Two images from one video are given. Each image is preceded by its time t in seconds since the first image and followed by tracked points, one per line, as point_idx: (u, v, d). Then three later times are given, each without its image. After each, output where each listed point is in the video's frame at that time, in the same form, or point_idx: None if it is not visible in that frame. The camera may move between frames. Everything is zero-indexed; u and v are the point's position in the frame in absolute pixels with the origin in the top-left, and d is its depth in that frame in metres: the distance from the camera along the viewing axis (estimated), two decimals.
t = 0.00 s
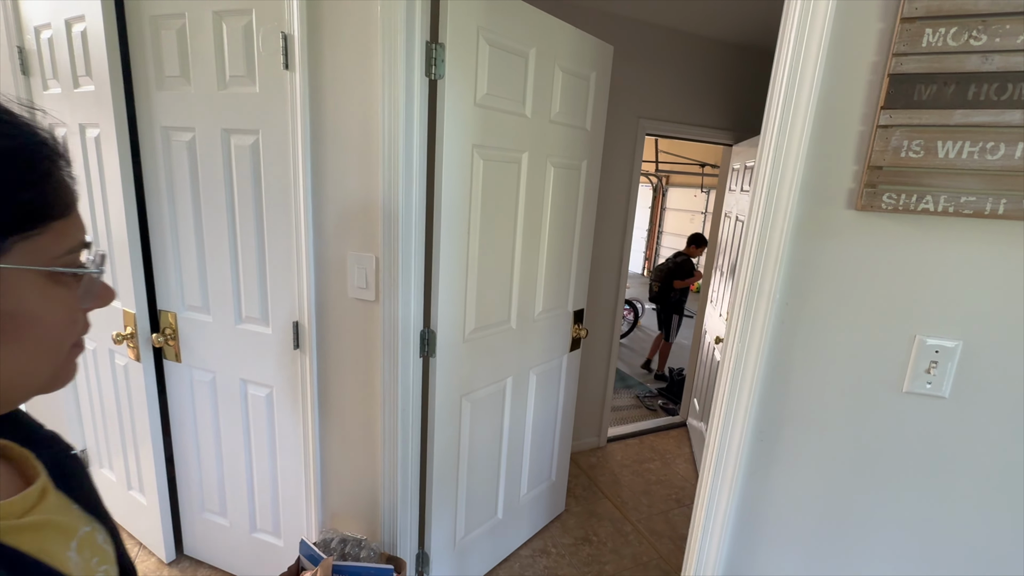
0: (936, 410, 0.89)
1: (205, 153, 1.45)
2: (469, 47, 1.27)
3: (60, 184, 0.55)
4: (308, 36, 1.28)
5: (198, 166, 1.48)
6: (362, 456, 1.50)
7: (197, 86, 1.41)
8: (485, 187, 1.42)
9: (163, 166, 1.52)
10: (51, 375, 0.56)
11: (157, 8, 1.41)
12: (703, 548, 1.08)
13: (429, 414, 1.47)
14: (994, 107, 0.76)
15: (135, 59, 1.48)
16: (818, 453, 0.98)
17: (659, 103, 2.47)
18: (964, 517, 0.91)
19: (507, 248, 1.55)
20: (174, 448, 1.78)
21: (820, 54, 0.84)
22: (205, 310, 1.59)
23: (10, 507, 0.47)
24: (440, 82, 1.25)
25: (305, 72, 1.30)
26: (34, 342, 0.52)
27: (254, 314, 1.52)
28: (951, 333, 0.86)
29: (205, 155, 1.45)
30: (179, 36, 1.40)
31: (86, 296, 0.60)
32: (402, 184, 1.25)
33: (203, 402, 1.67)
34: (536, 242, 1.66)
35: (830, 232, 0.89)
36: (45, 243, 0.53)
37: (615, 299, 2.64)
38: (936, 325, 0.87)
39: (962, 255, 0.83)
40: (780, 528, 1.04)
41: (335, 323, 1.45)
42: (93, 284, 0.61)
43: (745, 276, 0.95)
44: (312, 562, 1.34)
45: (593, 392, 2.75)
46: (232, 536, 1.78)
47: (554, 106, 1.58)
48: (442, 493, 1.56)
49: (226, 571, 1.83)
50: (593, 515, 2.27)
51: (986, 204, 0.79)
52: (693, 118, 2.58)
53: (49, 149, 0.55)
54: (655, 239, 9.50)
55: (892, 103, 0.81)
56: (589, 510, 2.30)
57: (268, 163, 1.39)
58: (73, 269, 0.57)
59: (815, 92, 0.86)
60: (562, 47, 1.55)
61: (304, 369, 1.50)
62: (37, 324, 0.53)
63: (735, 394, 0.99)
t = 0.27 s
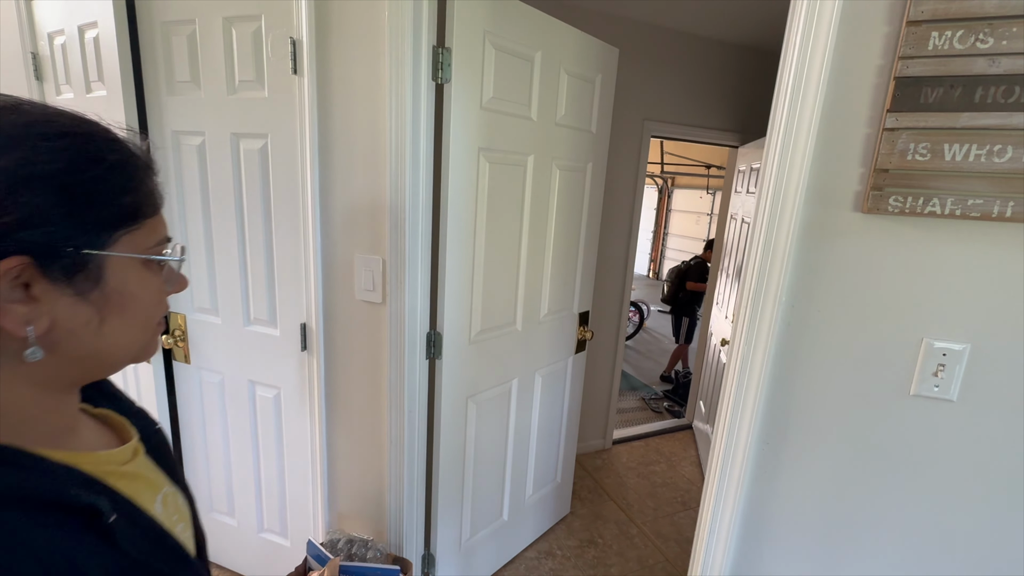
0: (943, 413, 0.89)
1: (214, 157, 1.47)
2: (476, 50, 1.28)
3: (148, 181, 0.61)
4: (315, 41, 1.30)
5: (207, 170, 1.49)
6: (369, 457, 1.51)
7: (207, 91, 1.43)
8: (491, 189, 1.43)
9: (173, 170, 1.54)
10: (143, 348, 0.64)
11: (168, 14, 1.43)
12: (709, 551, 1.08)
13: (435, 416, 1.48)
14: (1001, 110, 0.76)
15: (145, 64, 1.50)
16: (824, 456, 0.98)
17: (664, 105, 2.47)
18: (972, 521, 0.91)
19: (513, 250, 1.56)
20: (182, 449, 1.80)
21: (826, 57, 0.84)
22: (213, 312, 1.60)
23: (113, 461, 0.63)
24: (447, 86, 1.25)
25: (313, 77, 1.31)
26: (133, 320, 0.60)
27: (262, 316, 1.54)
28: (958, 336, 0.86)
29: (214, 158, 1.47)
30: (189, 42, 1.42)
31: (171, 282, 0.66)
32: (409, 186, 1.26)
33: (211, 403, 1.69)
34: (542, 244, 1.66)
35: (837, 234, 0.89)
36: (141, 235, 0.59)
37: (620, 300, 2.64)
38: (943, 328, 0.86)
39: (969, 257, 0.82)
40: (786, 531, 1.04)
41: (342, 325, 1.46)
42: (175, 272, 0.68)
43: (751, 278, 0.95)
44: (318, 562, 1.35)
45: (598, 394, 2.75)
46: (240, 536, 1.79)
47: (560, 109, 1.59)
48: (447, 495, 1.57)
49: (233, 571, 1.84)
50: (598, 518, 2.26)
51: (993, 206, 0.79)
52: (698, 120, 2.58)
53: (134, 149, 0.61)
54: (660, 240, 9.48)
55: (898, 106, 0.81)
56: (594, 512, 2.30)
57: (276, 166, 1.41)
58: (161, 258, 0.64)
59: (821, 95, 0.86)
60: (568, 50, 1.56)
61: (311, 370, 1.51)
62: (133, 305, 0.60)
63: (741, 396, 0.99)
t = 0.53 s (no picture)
0: (954, 414, 0.88)
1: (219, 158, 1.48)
2: (479, 50, 1.28)
3: (214, 168, 0.69)
4: (319, 42, 1.30)
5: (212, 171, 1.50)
6: (374, 457, 1.52)
7: (212, 93, 1.44)
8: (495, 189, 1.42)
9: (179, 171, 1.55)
10: (217, 308, 0.72)
11: (173, 16, 1.43)
12: (715, 552, 1.07)
13: (439, 416, 1.48)
14: (1013, 106, 0.75)
15: (151, 66, 1.51)
16: (832, 457, 0.97)
17: (669, 104, 2.45)
18: (985, 525, 0.90)
19: (517, 250, 1.55)
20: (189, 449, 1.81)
21: (833, 54, 0.83)
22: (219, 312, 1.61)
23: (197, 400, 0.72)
24: (450, 86, 1.25)
25: (317, 78, 1.32)
26: (211, 284, 0.69)
27: (268, 316, 1.54)
28: (969, 337, 0.84)
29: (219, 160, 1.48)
30: (194, 43, 1.42)
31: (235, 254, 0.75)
32: (412, 187, 1.25)
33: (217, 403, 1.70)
34: (546, 244, 1.66)
35: (844, 233, 0.88)
36: (214, 211, 0.68)
37: (625, 300, 2.63)
38: (953, 328, 0.85)
39: (981, 256, 0.81)
40: (794, 533, 1.02)
41: (346, 325, 1.46)
42: (238, 247, 0.76)
43: (757, 278, 0.94)
44: (324, 562, 1.35)
45: (603, 394, 2.74)
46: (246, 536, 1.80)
47: (564, 108, 1.58)
48: (452, 495, 1.57)
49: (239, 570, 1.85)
50: (603, 518, 2.26)
51: (1004, 205, 0.77)
52: (704, 118, 2.56)
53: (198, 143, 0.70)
54: (666, 240, 9.44)
55: (907, 103, 0.80)
56: (599, 513, 2.29)
57: (281, 167, 1.41)
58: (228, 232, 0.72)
59: (828, 92, 0.85)
60: (572, 49, 1.55)
61: (316, 370, 1.52)
62: (211, 272, 0.69)
63: (748, 397, 0.98)
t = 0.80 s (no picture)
0: (967, 415, 0.86)
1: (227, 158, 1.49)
2: (485, 48, 1.27)
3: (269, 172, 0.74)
4: (325, 42, 1.30)
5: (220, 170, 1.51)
6: (380, 455, 1.52)
7: (219, 93, 1.45)
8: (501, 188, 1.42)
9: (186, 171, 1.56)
10: (273, 292, 0.79)
11: (180, 17, 1.44)
12: (722, 553, 1.06)
13: (445, 416, 1.48)
14: None
15: (159, 67, 1.52)
16: (841, 459, 0.95)
17: (676, 101, 2.43)
18: (999, 529, 0.88)
19: (523, 249, 1.55)
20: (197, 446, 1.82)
21: (843, 49, 0.82)
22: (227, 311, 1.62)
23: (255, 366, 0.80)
24: (456, 84, 1.25)
25: (323, 77, 1.32)
26: (269, 270, 0.75)
27: (275, 315, 1.55)
28: (982, 336, 0.83)
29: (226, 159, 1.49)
30: (201, 44, 1.43)
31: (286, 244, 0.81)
32: (418, 185, 1.25)
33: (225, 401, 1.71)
34: (552, 243, 1.65)
35: (853, 231, 0.87)
36: (271, 205, 0.74)
37: (632, 299, 2.62)
38: (965, 328, 0.84)
39: (994, 254, 0.79)
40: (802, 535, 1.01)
41: (353, 323, 1.46)
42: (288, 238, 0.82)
43: (764, 276, 0.93)
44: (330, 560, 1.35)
45: (610, 393, 2.73)
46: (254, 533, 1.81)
47: (570, 106, 1.57)
48: (458, 494, 1.57)
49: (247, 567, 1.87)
50: (610, 518, 2.25)
51: (1018, 202, 0.76)
52: (712, 116, 2.54)
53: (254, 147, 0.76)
54: (673, 238, 9.39)
55: (918, 99, 0.79)
56: (606, 513, 2.29)
57: (287, 167, 1.42)
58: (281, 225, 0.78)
59: (838, 88, 0.83)
60: (578, 46, 1.54)
61: (322, 368, 1.53)
62: (269, 260, 0.75)
63: (756, 397, 0.97)
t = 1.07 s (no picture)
0: (977, 418, 0.85)
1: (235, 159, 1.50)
2: (491, 48, 1.27)
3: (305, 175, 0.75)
4: (332, 43, 1.31)
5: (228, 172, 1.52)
6: (387, 454, 1.53)
7: (227, 95, 1.46)
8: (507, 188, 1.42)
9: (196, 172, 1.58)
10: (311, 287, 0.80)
11: (189, 20, 1.45)
12: (729, 554, 1.05)
13: (451, 416, 1.48)
14: None
15: (169, 69, 1.54)
16: (850, 462, 0.95)
17: (683, 100, 2.42)
18: (1010, 534, 0.87)
19: (529, 249, 1.55)
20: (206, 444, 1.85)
21: (851, 48, 0.81)
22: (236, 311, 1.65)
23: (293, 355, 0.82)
24: (462, 85, 1.25)
25: (330, 78, 1.33)
26: (309, 268, 0.77)
27: (283, 315, 1.58)
28: (994, 339, 0.82)
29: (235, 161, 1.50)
30: (209, 46, 1.44)
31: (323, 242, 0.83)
32: (423, 186, 1.26)
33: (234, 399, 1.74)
34: (558, 243, 1.65)
35: (861, 231, 0.86)
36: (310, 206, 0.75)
37: (638, 299, 2.61)
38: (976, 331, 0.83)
39: (1006, 256, 0.78)
40: (810, 536, 1.01)
41: (360, 323, 1.47)
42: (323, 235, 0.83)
43: (771, 277, 0.93)
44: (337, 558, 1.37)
45: (616, 393, 2.72)
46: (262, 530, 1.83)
47: (576, 106, 1.57)
48: (464, 494, 1.57)
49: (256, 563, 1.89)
50: (616, 518, 2.25)
51: None
52: (719, 115, 2.53)
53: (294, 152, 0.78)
54: (680, 237, 9.35)
55: (928, 98, 0.78)
56: (612, 513, 2.28)
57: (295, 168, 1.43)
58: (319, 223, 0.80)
59: (846, 87, 0.83)
60: (584, 45, 1.53)
61: (329, 367, 1.55)
62: (309, 259, 0.76)
63: (762, 398, 0.96)
